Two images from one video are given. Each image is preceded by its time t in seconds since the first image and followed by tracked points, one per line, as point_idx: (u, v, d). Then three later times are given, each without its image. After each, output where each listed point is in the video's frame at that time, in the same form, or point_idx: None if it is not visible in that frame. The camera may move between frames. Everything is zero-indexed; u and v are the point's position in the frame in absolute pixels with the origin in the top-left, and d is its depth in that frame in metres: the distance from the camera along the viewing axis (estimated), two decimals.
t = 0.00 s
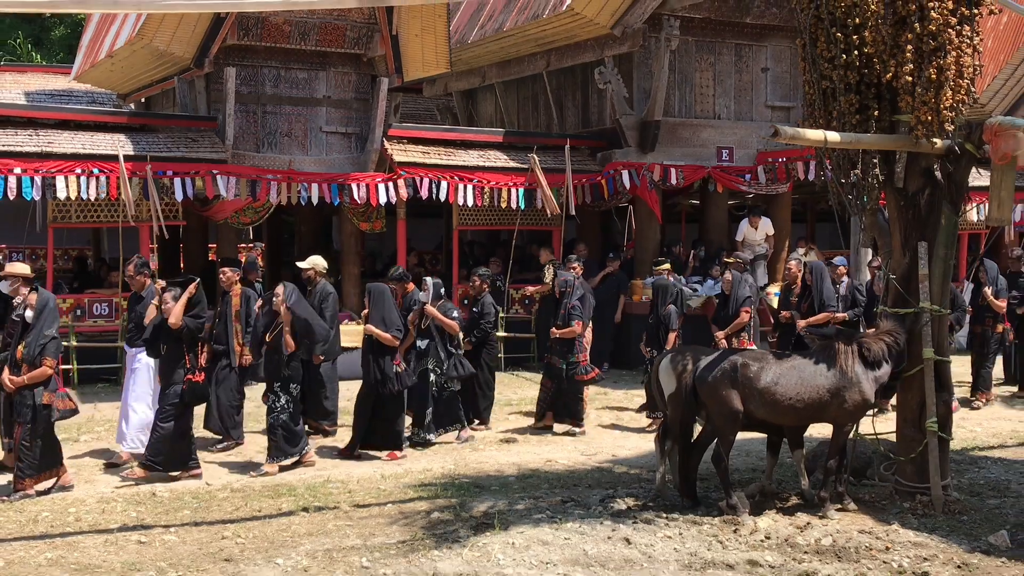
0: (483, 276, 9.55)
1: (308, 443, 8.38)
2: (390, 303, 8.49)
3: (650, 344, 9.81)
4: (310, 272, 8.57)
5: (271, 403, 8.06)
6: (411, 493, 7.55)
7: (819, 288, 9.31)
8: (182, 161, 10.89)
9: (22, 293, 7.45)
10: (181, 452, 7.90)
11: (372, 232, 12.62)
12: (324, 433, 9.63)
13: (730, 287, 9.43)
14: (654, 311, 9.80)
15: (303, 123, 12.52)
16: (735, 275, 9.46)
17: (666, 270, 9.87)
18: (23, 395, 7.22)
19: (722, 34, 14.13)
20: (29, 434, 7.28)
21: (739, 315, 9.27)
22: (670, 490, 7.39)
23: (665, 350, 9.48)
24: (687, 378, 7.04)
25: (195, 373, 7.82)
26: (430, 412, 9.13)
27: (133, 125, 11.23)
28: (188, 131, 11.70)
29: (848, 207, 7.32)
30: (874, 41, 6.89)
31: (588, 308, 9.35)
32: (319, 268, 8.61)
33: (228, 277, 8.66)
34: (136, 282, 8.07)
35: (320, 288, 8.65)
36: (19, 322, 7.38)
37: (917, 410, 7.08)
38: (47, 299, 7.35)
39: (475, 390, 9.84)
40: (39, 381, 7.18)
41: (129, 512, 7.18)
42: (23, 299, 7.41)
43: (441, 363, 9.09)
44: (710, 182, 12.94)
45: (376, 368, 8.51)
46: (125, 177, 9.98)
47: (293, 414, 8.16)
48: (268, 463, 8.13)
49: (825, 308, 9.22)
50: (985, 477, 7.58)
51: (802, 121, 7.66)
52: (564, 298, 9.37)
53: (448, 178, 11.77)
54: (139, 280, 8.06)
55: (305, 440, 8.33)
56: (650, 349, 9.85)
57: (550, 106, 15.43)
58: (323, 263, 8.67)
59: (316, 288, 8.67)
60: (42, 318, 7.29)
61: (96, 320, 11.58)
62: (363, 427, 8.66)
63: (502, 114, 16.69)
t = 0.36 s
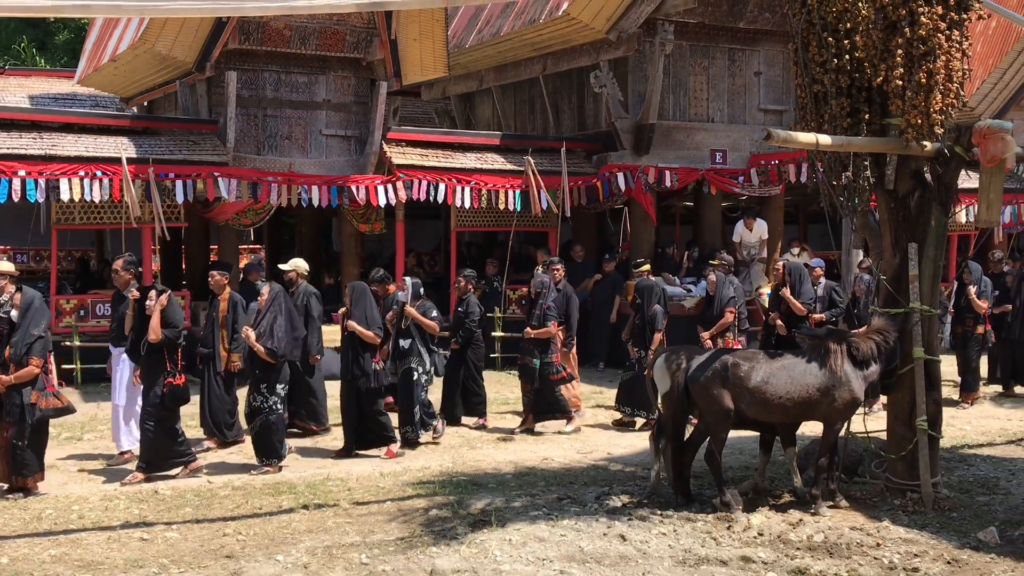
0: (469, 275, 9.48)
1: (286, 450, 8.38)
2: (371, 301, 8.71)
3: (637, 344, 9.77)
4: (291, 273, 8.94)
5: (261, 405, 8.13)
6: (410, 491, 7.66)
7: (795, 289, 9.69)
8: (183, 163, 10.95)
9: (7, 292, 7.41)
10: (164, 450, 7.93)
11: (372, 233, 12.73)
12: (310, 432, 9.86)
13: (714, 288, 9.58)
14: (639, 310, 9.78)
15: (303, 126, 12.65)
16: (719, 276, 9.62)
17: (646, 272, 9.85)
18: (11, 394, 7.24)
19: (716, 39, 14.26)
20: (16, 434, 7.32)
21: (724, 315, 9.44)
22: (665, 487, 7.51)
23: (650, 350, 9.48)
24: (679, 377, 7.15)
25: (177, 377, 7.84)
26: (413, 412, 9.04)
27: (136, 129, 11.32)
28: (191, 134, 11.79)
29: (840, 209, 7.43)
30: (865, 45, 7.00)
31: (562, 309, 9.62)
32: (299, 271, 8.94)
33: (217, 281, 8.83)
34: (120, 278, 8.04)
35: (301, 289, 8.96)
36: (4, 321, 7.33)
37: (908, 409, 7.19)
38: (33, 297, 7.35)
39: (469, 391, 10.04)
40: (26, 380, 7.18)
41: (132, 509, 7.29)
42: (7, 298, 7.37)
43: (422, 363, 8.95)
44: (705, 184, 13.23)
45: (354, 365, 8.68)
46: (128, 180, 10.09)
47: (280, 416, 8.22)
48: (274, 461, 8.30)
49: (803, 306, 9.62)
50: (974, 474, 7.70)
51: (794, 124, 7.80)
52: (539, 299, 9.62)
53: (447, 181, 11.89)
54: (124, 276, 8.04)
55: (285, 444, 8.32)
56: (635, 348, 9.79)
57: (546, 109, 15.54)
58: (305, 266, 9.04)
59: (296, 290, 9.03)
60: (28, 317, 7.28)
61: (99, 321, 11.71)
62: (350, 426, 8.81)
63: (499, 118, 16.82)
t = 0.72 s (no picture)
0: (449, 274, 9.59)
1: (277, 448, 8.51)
2: (354, 302, 9.07)
3: (615, 344, 9.86)
4: (275, 273, 8.94)
5: (247, 404, 8.30)
6: (409, 488, 7.77)
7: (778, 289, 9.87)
8: (186, 166, 11.01)
9: None
10: (151, 446, 8.00)
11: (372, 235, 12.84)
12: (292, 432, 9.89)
13: (698, 291, 9.71)
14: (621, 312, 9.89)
15: (304, 129, 12.76)
16: (702, 277, 9.72)
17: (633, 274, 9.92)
18: None
19: (710, 43, 14.42)
20: None
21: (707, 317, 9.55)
22: (661, 485, 7.62)
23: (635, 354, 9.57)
24: (675, 376, 7.26)
25: (160, 375, 7.85)
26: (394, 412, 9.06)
27: (140, 132, 11.44)
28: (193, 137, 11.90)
29: (832, 210, 7.52)
30: (857, 49, 7.11)
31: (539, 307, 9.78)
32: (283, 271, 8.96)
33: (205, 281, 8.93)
34: (109, 278, 8.06)
35: (284, 287, 8.97)
36: None
37: (899, 408, 7.30)
38: (15, 300, 7.32)
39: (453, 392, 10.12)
40: (9, 382, 7.27)
41: (136, 507, 7.41)
42: None
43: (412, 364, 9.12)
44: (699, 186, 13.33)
45: (339, 367, 8.83)
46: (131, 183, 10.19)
47: (269, 416, 8.37)
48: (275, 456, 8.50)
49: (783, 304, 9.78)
50: (965, 471, 7.82)
51: (787, 127, 7.92)
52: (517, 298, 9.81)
53: (446, 183, 12.06)
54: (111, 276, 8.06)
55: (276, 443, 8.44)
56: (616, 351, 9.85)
57: (543, 113, 15.65)
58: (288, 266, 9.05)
59: (280, 289, 9.02)
60: (10, 320, 7.28)
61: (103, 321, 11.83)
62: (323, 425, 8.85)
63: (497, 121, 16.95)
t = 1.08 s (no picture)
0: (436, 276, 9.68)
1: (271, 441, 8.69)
2: (341, 306, 9.07)
3: (596, 345, 10.01)
4: (266, 278, 9.04)
5: (228, 403, 8.44)
6: (409, 486, 7.91)
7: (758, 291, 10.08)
8: (191, 170, 11.16)
9: None
10: (142, 447, 8.15)
11: (372, 237, 12.99)
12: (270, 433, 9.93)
13: (681, 291, 9.90)
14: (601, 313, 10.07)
15: (305, 134, 12.91)
16: (685, 278, 9.94)
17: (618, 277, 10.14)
18: None
19: (704, 49, 14.60)
20: None
21: (691, 317, 9.73)
22: (656, 482, 7.77)
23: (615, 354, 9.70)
24: (671, 375, 7.40)
25: (150, 375, 8.03)
26: (387, 414, 9.21)
27: (144, 137, 11.60)
28: (196, 141, 12.05)
29: (823, 213, 7.68)
30: (848, 55, 7.26)
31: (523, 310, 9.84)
32: (273, 275, 9.06)
33: (193, 284, 8.95)
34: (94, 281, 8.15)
35: (273, 292, 9.20)
36: None
37: (890, 407, 7.44)
38: None
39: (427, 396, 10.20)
40: None
41: (141, 504, 7.55)
42: None
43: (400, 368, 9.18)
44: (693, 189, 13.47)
45: (323, 368, 8.89)
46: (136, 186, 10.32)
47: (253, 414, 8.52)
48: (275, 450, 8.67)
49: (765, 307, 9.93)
50: (953, 468, 7.97)
51: (780, 132, 8.07)
52: (499, 301, 9.85)
53: (445, 186, 12.23)
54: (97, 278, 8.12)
55: (264, 438, 8.57)
56: (596, 351, 10.02)
57: (541, 117, 15.82)
58: (277, 269, 9.15)
59: (269, 293, 9.23)
60: None
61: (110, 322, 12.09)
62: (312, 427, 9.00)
63: (495, 126, 17.12)
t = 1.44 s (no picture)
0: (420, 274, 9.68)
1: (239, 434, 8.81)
2: (328, 305, 9.18)
3: (576, 344, 10.22)
4: (257, 278, 9.19)
5: (208, 396, 8.60)
6: (408, 480, 8.08)
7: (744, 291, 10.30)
8: (194, 171, 11.31)
9: None
10: (125, 445, 8.22)
11: (372, 237, 13.15)
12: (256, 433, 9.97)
13: (664, 291, 10.17)
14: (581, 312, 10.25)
15: (306, 136, 13.09)
16: (668, 279, 10.21)
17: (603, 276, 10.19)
18: None
19: (696, 53, 14.79)
20: None
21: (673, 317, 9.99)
22: (649, 476, 7.94)
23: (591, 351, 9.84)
24: (666, 372, 7.55)
25: (134, 373, 8.17)
26: (379, 412, 9.34)
27: (148, 138, 11.75)
28: (199, 143, 12.22)
29: (813, 213, 7.86)
30: (837, 59, 7.43)
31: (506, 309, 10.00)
32: (264, 274, 9.22)
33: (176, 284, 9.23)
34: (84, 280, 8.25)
35: (261, 292, 9.33)
36: None
37: (878, 403, 7.62)
38: None
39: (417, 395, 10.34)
40: None
41: (145, 498, 7.71)
42: None
43: (392, 367, 9.22)
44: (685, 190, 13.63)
45: (307, 367, 8.99)
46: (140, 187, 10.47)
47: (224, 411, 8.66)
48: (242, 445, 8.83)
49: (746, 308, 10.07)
50: (939, 463, 8.15)
51: (771, 134, 8.25)
52: (482, 299, 10.01)
53: (443, 188, 12.36)
54: (86, 277, 8.24)
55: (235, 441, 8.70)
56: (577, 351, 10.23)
57: (537, 120, 16.01)
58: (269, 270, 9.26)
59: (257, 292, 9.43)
60: None
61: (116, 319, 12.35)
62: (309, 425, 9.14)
63: (492, 128, 17.32)
